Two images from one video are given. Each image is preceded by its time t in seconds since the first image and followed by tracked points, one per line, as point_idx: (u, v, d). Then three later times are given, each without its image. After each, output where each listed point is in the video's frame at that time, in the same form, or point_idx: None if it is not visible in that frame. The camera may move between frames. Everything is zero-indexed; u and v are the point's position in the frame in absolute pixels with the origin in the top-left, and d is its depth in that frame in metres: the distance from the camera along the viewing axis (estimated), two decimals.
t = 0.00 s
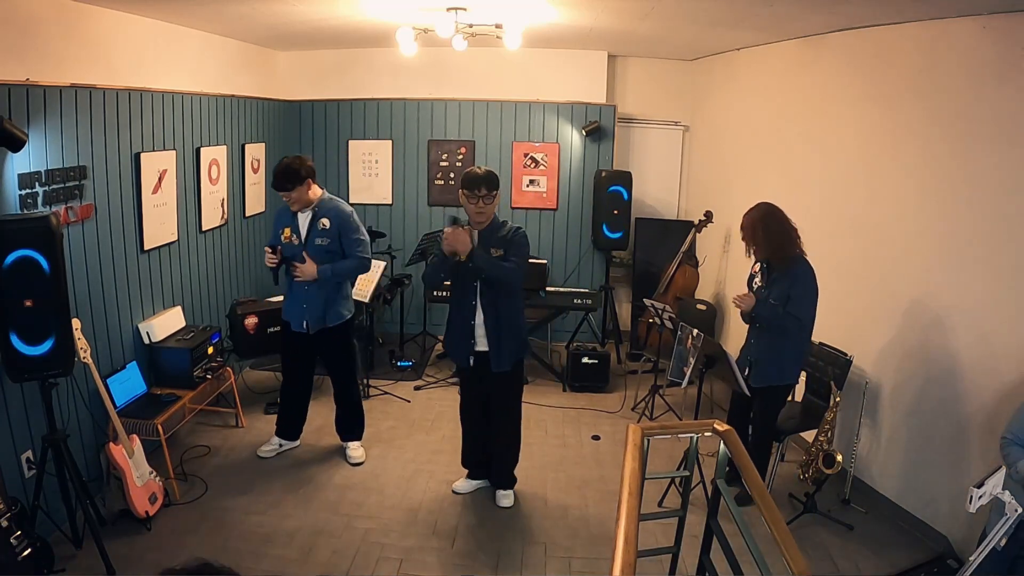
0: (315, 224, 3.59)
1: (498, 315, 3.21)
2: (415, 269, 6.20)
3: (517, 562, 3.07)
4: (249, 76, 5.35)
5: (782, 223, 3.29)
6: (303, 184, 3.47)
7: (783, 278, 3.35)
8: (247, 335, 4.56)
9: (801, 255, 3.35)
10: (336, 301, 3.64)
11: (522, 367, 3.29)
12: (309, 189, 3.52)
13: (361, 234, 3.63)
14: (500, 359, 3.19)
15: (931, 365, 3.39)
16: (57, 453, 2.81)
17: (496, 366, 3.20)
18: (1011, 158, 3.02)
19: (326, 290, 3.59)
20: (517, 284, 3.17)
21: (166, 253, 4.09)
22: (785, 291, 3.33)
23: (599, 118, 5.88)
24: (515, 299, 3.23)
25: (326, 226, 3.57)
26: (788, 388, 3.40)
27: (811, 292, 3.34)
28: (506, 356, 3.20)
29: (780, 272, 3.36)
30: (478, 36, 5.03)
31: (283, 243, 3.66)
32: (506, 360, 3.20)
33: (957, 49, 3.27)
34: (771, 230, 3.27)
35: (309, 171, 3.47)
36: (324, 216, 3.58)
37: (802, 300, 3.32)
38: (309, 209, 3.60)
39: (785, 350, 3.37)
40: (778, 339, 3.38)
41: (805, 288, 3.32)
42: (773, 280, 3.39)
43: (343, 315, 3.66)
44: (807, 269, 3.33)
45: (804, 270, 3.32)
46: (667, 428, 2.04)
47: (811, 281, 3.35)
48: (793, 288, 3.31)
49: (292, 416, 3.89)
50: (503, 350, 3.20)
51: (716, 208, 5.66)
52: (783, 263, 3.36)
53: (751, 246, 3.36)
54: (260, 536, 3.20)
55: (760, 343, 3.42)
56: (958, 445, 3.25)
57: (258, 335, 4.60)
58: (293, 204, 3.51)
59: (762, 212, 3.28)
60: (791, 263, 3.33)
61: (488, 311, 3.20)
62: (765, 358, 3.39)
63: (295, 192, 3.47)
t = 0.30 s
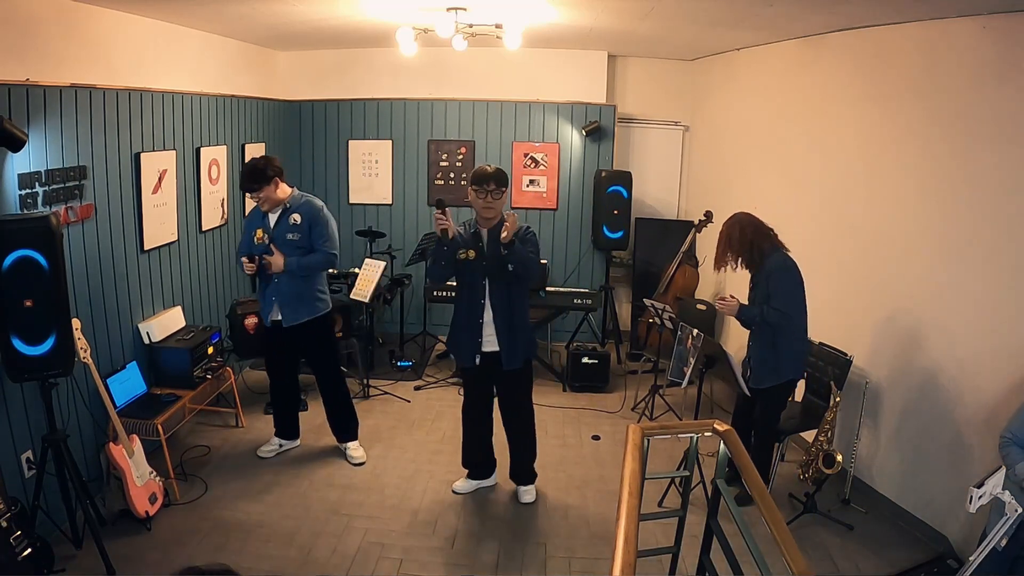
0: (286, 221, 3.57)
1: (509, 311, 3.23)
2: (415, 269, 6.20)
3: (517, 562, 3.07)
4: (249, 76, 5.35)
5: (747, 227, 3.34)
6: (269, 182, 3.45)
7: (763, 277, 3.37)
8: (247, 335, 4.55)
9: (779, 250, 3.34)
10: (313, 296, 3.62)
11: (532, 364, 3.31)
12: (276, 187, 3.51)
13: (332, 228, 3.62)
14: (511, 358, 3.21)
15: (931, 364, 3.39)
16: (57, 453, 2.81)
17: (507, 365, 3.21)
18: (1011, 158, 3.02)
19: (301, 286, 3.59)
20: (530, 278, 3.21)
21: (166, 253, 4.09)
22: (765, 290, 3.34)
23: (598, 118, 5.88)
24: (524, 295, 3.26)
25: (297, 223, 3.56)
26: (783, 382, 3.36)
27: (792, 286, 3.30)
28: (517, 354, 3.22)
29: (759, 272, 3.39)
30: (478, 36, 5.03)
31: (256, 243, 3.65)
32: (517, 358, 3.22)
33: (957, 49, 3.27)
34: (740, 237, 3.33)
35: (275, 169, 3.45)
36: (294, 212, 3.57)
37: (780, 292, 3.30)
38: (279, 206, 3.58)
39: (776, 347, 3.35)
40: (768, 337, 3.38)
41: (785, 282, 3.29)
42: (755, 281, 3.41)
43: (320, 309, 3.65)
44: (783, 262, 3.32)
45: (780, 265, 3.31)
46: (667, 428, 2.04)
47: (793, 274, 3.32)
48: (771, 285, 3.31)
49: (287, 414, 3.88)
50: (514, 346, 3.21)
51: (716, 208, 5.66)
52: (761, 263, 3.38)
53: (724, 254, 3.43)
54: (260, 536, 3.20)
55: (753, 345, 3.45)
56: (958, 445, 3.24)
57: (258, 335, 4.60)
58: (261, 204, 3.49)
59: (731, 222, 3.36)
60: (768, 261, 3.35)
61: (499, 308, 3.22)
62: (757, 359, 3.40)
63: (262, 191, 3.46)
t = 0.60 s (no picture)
0: (276, 219, 3.58)
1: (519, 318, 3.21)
2: (415, 269, 6.20)
3: (516, 562, 3.07)
4: (249, 76, 5.35)
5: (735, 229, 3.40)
6: (257, 180, 3.46)
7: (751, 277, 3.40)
8: (247, 335, 4.55)
9: (766, 247, 3.35)
10: (306, 291, 3.62)
11: (544, 369, 3.31)
12: (265, 185, 3.51)
13: (323, 224, 3.64)
14: (519, 364, 3.21)
15: (930, 364, 3.40)
16: (57, 453, 2.81)
17: (515, 370, 3.22)
18: (1011, 159, 3.02)
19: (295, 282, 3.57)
20: (545, 288, 3.16)
21: (166, 253, 4.09)
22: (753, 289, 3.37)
23: (598, 118, 5.88)
24: (540, 304, 3.23)
25: (288, 219, 3.57)
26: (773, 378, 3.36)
27: (776, 283, 3.31)
28: (525, 361, 3.21)
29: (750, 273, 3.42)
30: (478, 36, 5.03)
31: (247, 243, 3.63)
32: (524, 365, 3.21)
33: (958, 49, 3.27)
34: (729, 238, 3.40)
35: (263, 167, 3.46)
36: (283, 209, 3.58)
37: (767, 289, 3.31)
38: (267, 205, 3.58)
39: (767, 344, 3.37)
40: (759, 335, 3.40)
41: (772, 279, 3.31)
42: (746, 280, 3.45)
43: (313, 304, 3.66)
44: (770, 259, 3.33)
45: (766, 262, 3.32)
46: (667, 427, 2.04)
47: (777, 271, 3.32)
48: (757, 283, 3.34)
49: (286, 413, 3.87)
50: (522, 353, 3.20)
51: (716, 208, 5.66)
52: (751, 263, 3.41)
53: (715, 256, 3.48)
54: (261, 536, 3.20)
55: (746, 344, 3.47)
56: (958, 445, 3.24)
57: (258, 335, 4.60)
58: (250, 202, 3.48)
59: (721, 226, 3.43)
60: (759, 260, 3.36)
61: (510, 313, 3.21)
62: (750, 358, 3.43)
63: (251, 189, 3.45)
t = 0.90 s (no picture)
0: (274, 218, 3.58)
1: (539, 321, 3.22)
2: (415, 269, 6.21)
3: (516, 562, 3.07)
4: (248, 76, 5.34)
5: (755, 223, 3.32)
6: (258, 177, 3.45)
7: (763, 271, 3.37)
8: (247, 334, 4.55)
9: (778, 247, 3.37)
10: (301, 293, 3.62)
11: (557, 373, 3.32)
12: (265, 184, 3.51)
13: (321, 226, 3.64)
14: (539, 366, 3.21)
15: (930, 364, 3.40)
16: (57, 453, 2.81)
17: (535, 371, 3.22)
18: (1011, 159, 3.02)
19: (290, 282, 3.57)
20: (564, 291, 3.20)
21: (166, 253, 4.09)
22: (766, 287, 3.35)
23: (599, 118, 5.87)
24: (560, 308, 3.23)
25: (286, 219, 3.57)
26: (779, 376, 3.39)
27: (790, 282, 3.32)
28: (545, 362, 3.22)
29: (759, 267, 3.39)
30: (478, 36, 5.03)
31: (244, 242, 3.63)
32: (543, 368, 3.22)
33: (958, 49, 3.27)
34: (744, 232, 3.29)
35: (265, 165, 3.45)
36: (282, 209, 3.58)
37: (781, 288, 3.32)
38: (267, 204, 3.59)
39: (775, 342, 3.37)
40: (765, 332, 3.39)
41: (783, 278, 3.32)
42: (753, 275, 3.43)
43: (308, 306, 3.65)
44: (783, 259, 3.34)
45: (782, 263, 3.33)
46: (667, 428, 2.04)
47: (790, 270, 3.33)
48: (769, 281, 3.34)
49: (286, 413, 3.87)
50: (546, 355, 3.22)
51: (716, 208, 5.66)
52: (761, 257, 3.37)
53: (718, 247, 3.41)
54: (261, 536, 3.20)
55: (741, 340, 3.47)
56: (958, 445, 3.24)
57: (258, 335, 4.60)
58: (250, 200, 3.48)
59: (730, 214, 3.32)
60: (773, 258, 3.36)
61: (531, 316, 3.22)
62: (755, 354, 3.40)
63: (251, 186, 3.45)
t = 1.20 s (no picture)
0: (275, 215, 3.58)
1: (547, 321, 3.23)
2: (415, 269, 6.21)
3: (516, 562, 3.07)
4: (248, 76, 5.34)
5: (777, 222, 3.28)
6: (263, 174, 3.46)
7: (775, 272, 3.36)
8: (247, 334, 4.55)
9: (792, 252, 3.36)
10: (298, 291, 3.61)
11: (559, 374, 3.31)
12: (270, 180, 3.51)
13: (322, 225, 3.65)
14: (544, 364, 3.23)
15: (931, 364, 3.40)
16: (57, 453, 2.81)
17: (539, 369, 3.24)
18: (1011, 159, 3.02)
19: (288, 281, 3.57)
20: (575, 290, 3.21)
21: (166, 253, 4.09)
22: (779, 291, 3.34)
23: (599, 118, 5.87)
24: (568, 308, 3.25)
25: (287, 217, 3.58)
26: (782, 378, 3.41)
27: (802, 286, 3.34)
28: (549, 361, 3.23)
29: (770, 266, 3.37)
30: (478, 36, 5.03)
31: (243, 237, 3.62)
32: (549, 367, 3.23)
33: (958, 49, 3.27)
34: (764, 227, 3.26)
35: (271, 161, 3.46)
36: (283, 206, 3.58)
37: (793, 295, 3.32)
38: (268, 201, 3.59)
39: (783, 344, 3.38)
40: (772, 334, 3.38)
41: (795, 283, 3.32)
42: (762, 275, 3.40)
43: (306, 305, 3.65)
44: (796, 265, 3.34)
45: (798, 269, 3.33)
46: (667, 428, 2.04)
47: (801, 274, 3.35)
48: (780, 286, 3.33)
49: (286, 413, 3.87)
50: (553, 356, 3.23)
51: (716, 208, 5.66)
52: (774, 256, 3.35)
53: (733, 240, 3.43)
54: (261, 536, 3.20)
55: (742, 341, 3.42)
56: (959, 446, 3.24)
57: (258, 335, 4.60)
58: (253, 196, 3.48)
59: (754, 210, 3.27)
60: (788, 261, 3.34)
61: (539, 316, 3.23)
62: (761, 355, 3.37)
63: (256, 181, 3.45)
